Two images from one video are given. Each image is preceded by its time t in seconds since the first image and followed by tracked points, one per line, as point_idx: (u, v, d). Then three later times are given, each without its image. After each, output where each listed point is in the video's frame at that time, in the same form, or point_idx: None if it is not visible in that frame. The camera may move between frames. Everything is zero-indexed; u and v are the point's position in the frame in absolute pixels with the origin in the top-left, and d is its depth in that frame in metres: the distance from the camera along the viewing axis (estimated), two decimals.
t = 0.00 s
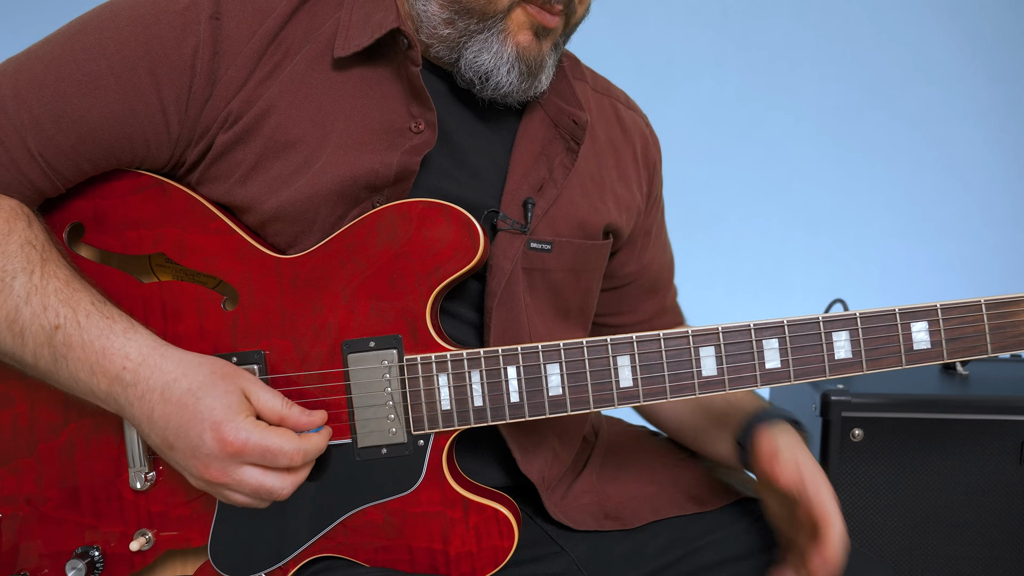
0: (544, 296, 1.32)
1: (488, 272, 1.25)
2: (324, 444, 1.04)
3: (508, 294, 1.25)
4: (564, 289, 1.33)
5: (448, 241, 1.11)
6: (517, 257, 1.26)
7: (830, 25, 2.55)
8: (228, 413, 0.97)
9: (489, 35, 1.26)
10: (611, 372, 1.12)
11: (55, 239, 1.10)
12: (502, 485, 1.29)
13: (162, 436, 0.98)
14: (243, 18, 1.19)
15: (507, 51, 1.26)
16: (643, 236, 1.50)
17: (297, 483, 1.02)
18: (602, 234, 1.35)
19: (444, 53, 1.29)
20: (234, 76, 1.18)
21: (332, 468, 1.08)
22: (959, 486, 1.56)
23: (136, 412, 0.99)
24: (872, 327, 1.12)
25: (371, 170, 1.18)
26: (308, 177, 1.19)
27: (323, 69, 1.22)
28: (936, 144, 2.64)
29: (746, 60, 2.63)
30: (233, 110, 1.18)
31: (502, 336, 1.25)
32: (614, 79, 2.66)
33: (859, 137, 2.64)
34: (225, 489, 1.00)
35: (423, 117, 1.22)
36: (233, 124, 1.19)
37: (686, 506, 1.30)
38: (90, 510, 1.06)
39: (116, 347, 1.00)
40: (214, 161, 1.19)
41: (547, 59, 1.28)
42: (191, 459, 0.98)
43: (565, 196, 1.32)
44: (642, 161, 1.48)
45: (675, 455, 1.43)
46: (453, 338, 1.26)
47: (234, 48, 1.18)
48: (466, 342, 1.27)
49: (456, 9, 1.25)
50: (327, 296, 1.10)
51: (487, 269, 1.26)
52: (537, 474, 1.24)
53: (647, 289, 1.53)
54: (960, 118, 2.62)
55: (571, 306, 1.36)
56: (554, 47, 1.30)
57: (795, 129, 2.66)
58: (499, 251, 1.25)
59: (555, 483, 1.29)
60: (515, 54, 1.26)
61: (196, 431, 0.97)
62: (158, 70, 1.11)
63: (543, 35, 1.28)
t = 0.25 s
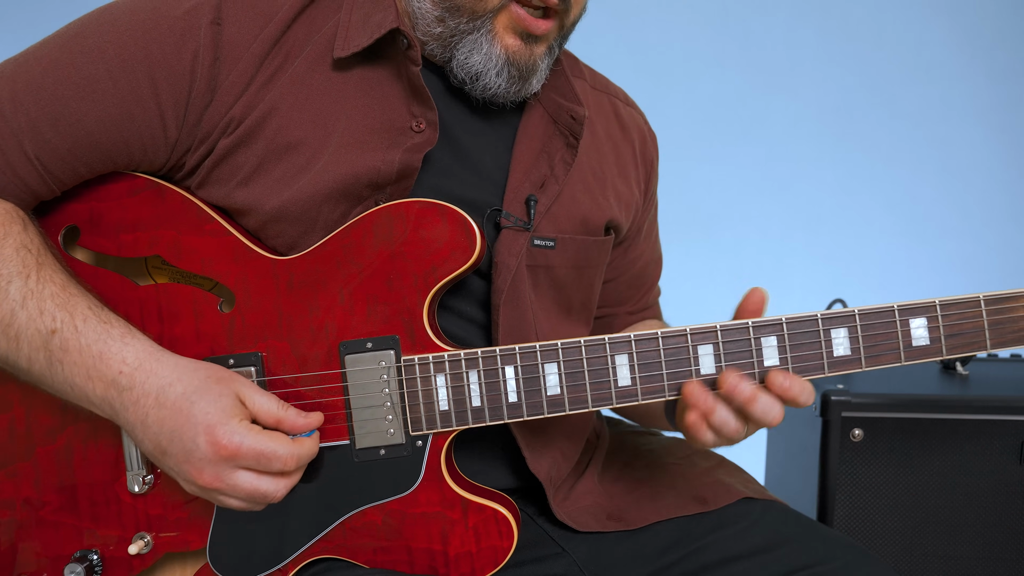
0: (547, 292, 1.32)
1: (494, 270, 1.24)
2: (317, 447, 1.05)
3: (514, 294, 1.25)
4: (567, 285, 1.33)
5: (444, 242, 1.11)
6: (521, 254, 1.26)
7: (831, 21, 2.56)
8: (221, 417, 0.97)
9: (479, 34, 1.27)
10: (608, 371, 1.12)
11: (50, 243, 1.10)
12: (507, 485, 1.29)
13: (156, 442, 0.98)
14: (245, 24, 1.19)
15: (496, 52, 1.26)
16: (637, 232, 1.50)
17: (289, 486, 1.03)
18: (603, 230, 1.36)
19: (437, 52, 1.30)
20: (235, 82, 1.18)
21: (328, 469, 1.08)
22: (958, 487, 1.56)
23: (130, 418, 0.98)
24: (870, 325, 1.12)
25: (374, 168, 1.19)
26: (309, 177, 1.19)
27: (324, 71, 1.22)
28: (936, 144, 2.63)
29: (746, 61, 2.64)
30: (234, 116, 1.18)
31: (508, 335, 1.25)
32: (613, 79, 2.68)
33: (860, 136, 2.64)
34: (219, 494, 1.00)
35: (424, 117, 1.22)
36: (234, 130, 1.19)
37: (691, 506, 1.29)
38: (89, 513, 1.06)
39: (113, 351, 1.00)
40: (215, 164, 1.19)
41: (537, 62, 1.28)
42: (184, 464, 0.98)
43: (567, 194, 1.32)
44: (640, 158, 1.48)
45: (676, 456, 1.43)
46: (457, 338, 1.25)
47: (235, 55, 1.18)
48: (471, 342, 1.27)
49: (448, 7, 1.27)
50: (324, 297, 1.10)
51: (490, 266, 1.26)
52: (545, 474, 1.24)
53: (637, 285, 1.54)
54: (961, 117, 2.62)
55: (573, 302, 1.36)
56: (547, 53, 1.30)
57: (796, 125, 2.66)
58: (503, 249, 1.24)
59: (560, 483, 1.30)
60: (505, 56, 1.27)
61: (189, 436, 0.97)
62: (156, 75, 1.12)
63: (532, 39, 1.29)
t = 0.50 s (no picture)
0: (545, 290, 1.33)
1: (486, 268, 1.25)
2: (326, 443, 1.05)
3: (509, 291, 1.26)
4: (565, 284, 1.34)
5: (444, 240, 1.11)
6: (515, 251, 1.26)
7: (830, 21, 2.57)
8: (237, 407, 0.98)
9: (471, 34, 1.26)
10: (607, 367, 1.12)
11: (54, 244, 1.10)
12: (506, 483, 1.29)
13: (168, 436, 0.97)
14: (239, 19, 1.20)
15: (488, 51, 1.26)
16: (636, 231, 1.50)
17: (298, 479, 1.03)
18: (601, 227, 1.36)
19: (428, 51, 1.29)
20: (231, 77, 1.19)
21: (330, 469, 1.08)
22: (958, 487, 1.56)
23: (142, 413, 0.98)
24: (864, 320, 1.12)
25: (374, 168, 1.19)
26: (308, 176, 1.19)
27: (320, 69, 1.23)
28: (936, 145, 2.64)
29: (746, 62, 2.64)
30: (229, 111, 1.18)
31: (503, 334, 1.25)
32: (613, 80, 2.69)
33: (860, 136, 2.64)
34: (231, 489, 0.99)
35: (420, 116, 1.22)
36: (230, 125, 1.19)
37: (691, 506, 1.29)
38: (89, 513, 1.06)
39: (125, 348, 1.01)
40: (214, 162, 1.20)
41: (529, 60, 1.28)
42: (197, 458, 0.97)
43: (563, 191, 1.32)
44: (639, 156, 1.49)
45: (675, 456, 1.43)
46: (453, 337, 1.25)
47: (231, 51, 1.19)
48: (467, 342, 1.27)
49: (438, 7, 1.25)
50: (324, 296, 1.10)
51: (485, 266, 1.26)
52: (540, 472, 1.24)
53: (640, 286, 1.54)
54: (962, 118, 2.62)
55: (573, 301, 1.36)
56: (539, 50, 1.31)
57: (796, 125, 2.67)
58: (496, 246, 1.25)
59: (558, 483, 1.29)
60: (496, 55, 1.26)
61: (205, 426, 0.97)
62: (155, 71, 1.12)
63: (523, 37, 1.29)
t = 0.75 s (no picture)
0: (545, 288, 1.33)
1: (484, 268, 1.25)
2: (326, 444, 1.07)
3: (507, 287, 1.27)
4: (566, 282, 1.34)
5: (447, 240, 1.11)
6: (512, 248, 1.26)
7: (829, 21, 2.58)
8: (258, 391, 1.00)
9: (465, 31, 1.27)
10: (609, 366, 1.12)
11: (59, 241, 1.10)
12: (508, 483, 1.29)
13: (184, 415, 0.98)
14: (236, 14, 1.21)
15: (481, 46, 1.26)
16: (638, 228, 1.50)
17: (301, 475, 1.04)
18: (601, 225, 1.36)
19: (423, 47, 1.30)
20: (229, 72, 1.19)
21: (333, 469, 1.08)
22: (958, 487, 1.56)
23: (156, 393, 0.98)
24: (866, 320, 1.13)
25: (375, 166, 1.20)
26: (310, 174, 1.20)
27: (319, 66, 1.23)
28: (935, 145, 2.64)
29: (745, 62, 2.65)
30: (228, 107, 1.19)
31: (502, 332, 1.26)
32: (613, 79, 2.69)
33: (860, 135, 2.65)
34: (237, 476, 1.00)
35: (420, 113, 1.23)
36: (230, 120, 1.19)
37: (692, 506, 1.29)
38: (91, 511, 1.07)
39: (139, 332, 1.01)
40: (214, 160, 1.20)
41: (522, 56, 1.29)
42: (211, 437, 0.98)
43: (561, 186, 1.33)
44: (640, 153, 1.49)
45: (676, 456, 1.44)
46: (453, 337, 1.26)
47: (228, 44, 1.20)
48: (466, 340, 1.27)
49: (432, 4, 1.27)
50: (327, 295, 1.10)
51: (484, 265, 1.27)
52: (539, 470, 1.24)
53: (641, 285, 1.54)
54: (961, 118, 2.62)
55: (574, 299, 1.37)
56: (532, 45, 1.31)
57: (796, 126, 2.67)
58: (492, 244, 1.25)
59: (558, 484, 1.29)
60: (489, 50, 1.26)
61: (223, 406, 0.98)
62: (155, 67, 1.12)
63: (517, 32, 1.29)
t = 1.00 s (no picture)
0: (545, 290, 1.33)
1: (484, 270, 1.25)
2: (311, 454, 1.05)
3: (507, 289, 1.27)
4: (566, 284, 1.34)
5: (447, 240, 1.11)
6: (512, 251, 1.26)
7: (830, 21, 2.57)
8: (251, 399, 0.99)
9: (467, 34, 1.27)
10: (609, 367, 1.12)
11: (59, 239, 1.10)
12: (507, 484, 1.29)
13: (173, 406, 0.97)
14: (238, 16, 1.20)
15: (484, 49, 1.26)
16: (638, 231, 1.50)
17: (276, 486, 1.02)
18: (602, 227, 1.36)
19: (425, 49, 1.29)
20: (230, 73, 1.19)
21: (332, 468, 1.08)
22: (958, 487, 1.56)
23: (153, 381, 0.98)
24: (865, 322, 1.12)
25: (376, 167, 1.19)
26: (310, 175, 1.19)
27: (320, 68, 1.22)
28: (936, 145, 2.64)
29: (745, 62, 2.65)
30: (229, 108, 1.18)
31: (502, 333, 1.26)
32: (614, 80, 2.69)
33: (860, 135, 2.64)
34: (212, 477, 0.98)
35: (421, 115, 1.22)
36: (230, 122, 1.19)
37: (691, 506, 1.29)
38: (91, 511, 1.06)
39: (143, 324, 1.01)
40: (214, 160, 1.19)
41: (525, 58, 1.29)
42: (195, 434, 0.97)
43: (563, 189, 1.33)
44: (641, 155, 1.49)
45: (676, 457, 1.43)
46: (454, 338, 1.26)
47: (230, 46, 1.19)
48: (467, 342, 1.27)
49: (435, 6, 1.26)
50: (327, 295, 1.10)
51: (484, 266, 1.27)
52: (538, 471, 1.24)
53: (642, 286, 1.54)
54: (961, 118, 2.62)
55: (574, 301, 1.37)
56: (534, 48, 1.31)
57: (797, 126, 2.66)
58: (493, 246, 1.25)
59: (558, 485, 1.29)
60: (492, 53, 1.26)
61: (213, 406, 0.97)
62: (156, 67, 1.12)
63: (519, 35, 1.29)
